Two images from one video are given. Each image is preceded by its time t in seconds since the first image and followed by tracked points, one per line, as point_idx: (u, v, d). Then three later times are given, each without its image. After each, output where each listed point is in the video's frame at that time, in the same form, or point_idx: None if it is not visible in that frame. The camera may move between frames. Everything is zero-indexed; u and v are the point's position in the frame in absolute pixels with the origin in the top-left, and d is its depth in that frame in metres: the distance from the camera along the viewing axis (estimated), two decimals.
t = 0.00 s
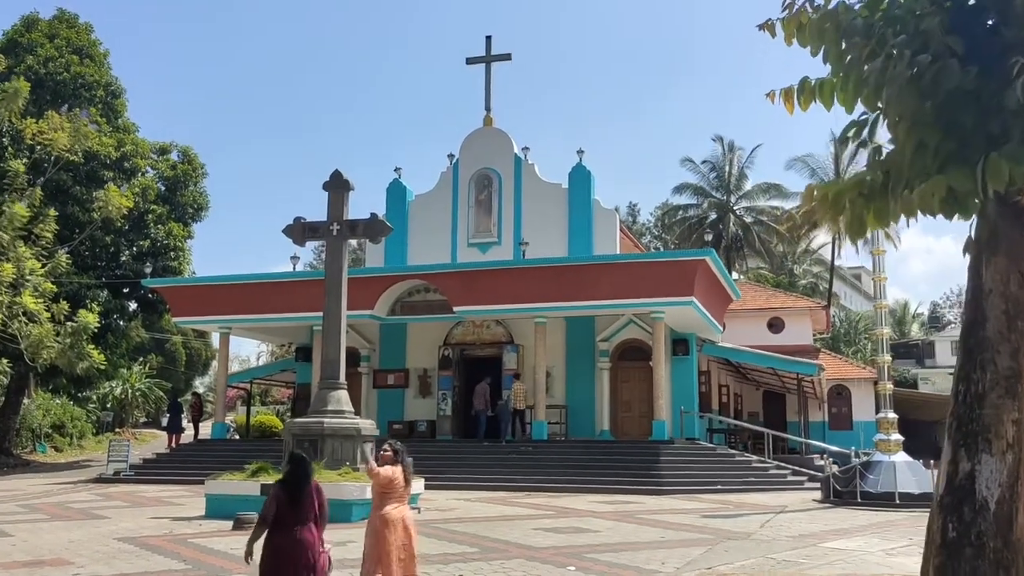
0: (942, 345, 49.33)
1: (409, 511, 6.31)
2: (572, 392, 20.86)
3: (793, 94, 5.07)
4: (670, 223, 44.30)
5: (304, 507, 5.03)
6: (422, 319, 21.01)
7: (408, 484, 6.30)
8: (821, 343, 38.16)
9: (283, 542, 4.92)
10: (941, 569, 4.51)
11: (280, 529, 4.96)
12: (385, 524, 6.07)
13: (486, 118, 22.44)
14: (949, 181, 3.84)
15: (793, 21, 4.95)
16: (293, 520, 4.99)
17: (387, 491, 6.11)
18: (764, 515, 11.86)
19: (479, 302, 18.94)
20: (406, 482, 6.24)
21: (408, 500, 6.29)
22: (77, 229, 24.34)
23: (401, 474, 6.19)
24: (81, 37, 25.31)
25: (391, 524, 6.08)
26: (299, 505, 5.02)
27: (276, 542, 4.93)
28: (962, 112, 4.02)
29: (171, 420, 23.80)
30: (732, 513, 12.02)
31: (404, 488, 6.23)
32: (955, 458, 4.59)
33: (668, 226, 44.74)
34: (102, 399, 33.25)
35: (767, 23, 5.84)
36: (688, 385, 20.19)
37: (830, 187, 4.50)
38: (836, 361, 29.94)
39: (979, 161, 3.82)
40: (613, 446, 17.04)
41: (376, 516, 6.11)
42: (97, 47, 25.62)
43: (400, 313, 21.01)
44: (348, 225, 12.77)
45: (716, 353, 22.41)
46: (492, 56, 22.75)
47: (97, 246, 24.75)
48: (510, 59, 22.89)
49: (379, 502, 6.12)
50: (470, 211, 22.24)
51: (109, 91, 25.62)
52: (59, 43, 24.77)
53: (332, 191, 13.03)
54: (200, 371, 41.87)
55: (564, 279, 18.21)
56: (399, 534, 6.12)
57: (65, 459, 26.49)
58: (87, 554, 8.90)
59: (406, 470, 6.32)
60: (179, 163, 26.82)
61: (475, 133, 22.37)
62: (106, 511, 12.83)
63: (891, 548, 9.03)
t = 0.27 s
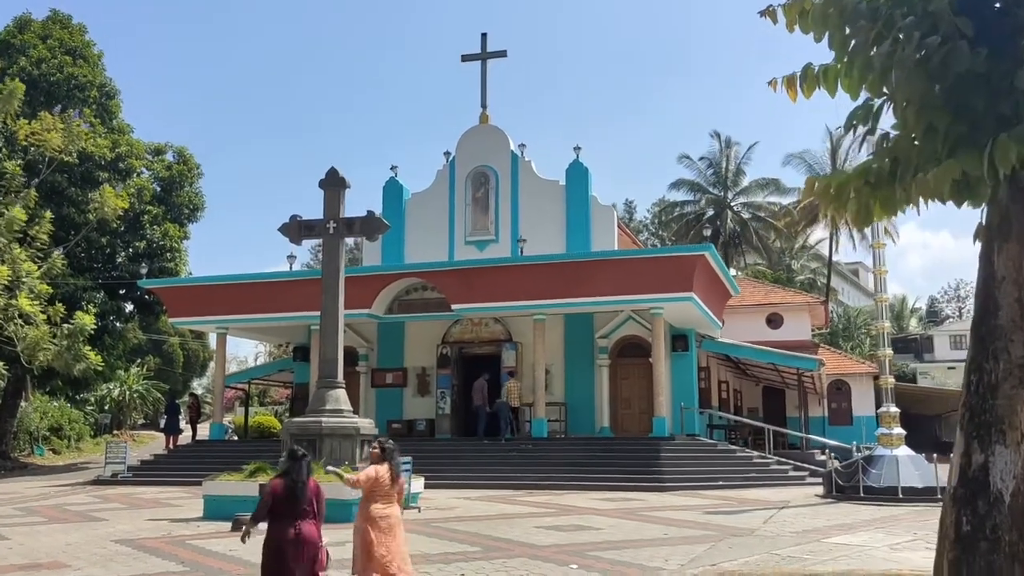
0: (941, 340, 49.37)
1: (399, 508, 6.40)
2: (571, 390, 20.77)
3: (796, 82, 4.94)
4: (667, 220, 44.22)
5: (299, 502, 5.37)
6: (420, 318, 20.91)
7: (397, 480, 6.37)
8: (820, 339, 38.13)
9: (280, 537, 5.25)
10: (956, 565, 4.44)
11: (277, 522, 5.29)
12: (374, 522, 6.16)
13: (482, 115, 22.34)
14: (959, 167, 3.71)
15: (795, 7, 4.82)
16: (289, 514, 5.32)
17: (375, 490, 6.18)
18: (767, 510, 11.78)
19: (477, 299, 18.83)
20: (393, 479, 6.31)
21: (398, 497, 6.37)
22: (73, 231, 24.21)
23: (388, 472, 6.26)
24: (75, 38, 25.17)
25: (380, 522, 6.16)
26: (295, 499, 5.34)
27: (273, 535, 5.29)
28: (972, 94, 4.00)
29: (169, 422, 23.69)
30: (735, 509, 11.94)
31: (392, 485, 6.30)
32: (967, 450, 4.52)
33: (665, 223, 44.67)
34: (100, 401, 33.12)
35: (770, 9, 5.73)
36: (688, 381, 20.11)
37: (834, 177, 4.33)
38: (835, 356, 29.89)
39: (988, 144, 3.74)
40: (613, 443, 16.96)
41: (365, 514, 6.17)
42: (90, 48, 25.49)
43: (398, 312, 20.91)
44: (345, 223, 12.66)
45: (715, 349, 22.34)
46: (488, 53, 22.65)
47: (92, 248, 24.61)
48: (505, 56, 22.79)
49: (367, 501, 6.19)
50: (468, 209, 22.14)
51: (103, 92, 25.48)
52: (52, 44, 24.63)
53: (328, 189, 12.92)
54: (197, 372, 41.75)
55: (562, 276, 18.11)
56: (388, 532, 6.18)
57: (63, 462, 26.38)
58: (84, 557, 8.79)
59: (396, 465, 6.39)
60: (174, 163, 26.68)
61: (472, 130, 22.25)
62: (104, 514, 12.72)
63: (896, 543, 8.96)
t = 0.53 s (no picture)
0: (940, 339, 49.33)
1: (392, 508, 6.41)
2: (571, 390, 20.68)
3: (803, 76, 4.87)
4: (666, 220, 44.15)
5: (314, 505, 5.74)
6: (419, 318, 20.81)
7: (385, 479, 6.38)
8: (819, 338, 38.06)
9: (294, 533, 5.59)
10: (972, 567, 4.39)
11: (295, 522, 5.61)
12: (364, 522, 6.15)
13: (481, 115, 22.24)
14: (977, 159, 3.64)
15: None
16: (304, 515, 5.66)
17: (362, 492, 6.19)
18: (770, 511, 11.69)
19: (476, 299, 18.74)
20: (378, 479, 6.30)
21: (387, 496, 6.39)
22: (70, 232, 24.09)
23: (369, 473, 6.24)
24: (72, 39, 25.05)
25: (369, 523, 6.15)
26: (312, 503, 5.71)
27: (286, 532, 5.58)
28: (988, 86, 3.86)
29: (166, 423, 23.58)
30: (737, 510, 11.84)
31: (378, 485, 6.30)
32: (983, 451, 4.46)
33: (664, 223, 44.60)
34: (97, 402, 33.00)
35: (774, 5, 5.62)
36: (689, 381, 20.03)
37: (842, 171, 4.28)
38: (835, 355, 29.82)
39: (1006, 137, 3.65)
40: (613, 444, 16.86)
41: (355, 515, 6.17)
42: (88, 49, 25.37)
43: (397, 312, 20.82)
44: (343, 223, 12.56)
45: (716, 348, 22.26)
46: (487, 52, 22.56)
47: (90, 249, 24.49)
48: (504, 55, 22.70)
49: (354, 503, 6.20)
50: (466, 209, 22.04)
51: (100, 92, 25.35)
52: (49, 44, 24.50)
53: (326, 188, 12.81)
54: (196, 373, 41.65)
55: (562, 275, 18.02)
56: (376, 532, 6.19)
57: (61, 463, 26.26)
58: (81, 561, 8.69)
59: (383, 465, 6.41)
60: (172, 164, 26.55)
61: (470, 130, 22.16)
62: (101, 516, 12.62)
63: (900, 544, 8.89)
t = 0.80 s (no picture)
0: (941, 340, 49.26)
1: (392, 507, 6.26)
2: (573, 390, 20.59)
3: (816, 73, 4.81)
4: (667, 220, 44.08)
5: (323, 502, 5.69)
6: (421, 317, 20.74)
7: (379, 479, 6.25)
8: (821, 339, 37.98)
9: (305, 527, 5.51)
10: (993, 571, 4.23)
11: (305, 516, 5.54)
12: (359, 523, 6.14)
13: (483, 113, 22.16)
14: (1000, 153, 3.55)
15: None
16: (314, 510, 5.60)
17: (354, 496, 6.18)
18: (774, 512, 11.61)
19: (478, 299, 18.65)
20: (367, 480, 6.21)
21: (384, 495, 6.25)
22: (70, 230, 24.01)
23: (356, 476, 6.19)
24: (72, 36, 24.97)
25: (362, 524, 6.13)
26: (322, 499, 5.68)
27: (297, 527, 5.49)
28: (1010, 78, 3.74)
29: (167, 422, 23.50)
30: (742, 511, 11.76)
31: (370, 486, 6.21)
32: (1005, 453, 4.31)
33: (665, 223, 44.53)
34: (98, 401, 32.92)
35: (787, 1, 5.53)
36: (691, 381, 19.94)
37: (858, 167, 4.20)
38: (837, 355, 29.74)
39: None
40: (616, 444, 16.78)
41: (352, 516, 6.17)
42: (88, 47, 25.30)
43: (398, 311, 20.73)
44: (345, 221, 12.48)
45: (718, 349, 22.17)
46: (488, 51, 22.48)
47: (90, 247, 24.40)
48: (506, 53, 22.62)
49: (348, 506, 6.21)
50: (468, 208, 21.95)
51: (100, 90, 25.26)
52: (49, 42, 24.41)
53: (328, 186, 12.73)
54: (196, 373, 41.60)
55: (564, 274, 17.94)
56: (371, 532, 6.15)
57: (61, 463, 26.19)
58: (81, 561, 8.61)
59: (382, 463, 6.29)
60: (172, 163, 26.46)
61: (472, 128, 22.07)
62: (101, 516, 12.54)
63: (908, 546, 8.82)
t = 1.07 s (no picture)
0: (950, 344, 49.00)
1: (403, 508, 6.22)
2: (581, 393, 20.50)
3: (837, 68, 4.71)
4: (674, 223, 43.98)
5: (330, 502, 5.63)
6: (429, 319, 20.69)
7: (391, 479, 6.26)
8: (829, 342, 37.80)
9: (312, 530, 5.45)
10: None
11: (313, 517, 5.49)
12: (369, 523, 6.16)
13: (491, 116, 22.11)
14: None
15: None
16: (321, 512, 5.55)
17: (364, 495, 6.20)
18: (786, 516, 11.52)
19: (486, 301, 18.58)
20: (378, 479, 6.23)
21: (395, 494, 6.24)
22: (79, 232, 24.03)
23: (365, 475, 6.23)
24: (80, 39, 25.00)
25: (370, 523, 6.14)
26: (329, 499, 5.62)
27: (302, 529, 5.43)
28: None
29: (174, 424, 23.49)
30: (753, 515, 11.66)
31: (380, 485, 6.23)
32: None
33: (673, 226, 44.44)
34: (105, 404, 32.93)
35: None
36: (700, 384, 19.83)
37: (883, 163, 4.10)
38: (845, 359, 29.60)
39: None
40: (624, 447, 16.69)
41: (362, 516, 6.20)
42: (97, 49, 25.33)
43: (406, 314, 20.68)
44: (354, 222, 12.42)
45: (728, 352, 22.06)
46: (496, 53, 22.43)
47: (98, 250, 24.39)
48: (514, 56, 22.57)
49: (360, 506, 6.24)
50: (476, 210, 21.89)
51: (109, 93, 25.30)
52: (57, 45, 24.44)
53: (337, 187, 12.67)
54: (203, 375, 41.63)
55: (572, 277, 17.86)
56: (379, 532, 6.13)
57: (69, 465, 26.17)
58: (89, 563, 8.55)
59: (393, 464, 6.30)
60: (180, 165, 26.47)
61: (480, 131, 22.01)
62: (109, 518, 12.50)
63: (925, 551, 8.72)
